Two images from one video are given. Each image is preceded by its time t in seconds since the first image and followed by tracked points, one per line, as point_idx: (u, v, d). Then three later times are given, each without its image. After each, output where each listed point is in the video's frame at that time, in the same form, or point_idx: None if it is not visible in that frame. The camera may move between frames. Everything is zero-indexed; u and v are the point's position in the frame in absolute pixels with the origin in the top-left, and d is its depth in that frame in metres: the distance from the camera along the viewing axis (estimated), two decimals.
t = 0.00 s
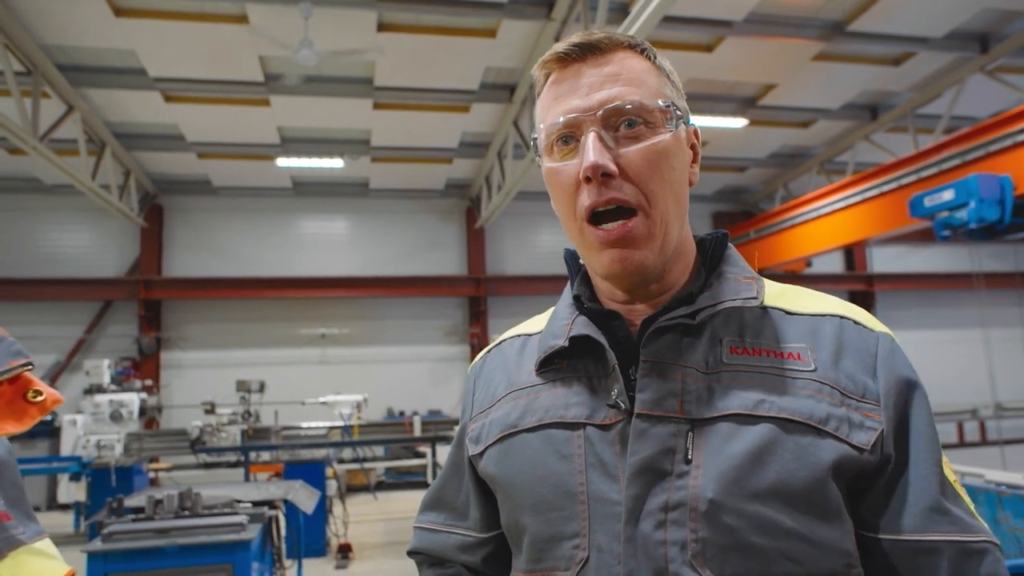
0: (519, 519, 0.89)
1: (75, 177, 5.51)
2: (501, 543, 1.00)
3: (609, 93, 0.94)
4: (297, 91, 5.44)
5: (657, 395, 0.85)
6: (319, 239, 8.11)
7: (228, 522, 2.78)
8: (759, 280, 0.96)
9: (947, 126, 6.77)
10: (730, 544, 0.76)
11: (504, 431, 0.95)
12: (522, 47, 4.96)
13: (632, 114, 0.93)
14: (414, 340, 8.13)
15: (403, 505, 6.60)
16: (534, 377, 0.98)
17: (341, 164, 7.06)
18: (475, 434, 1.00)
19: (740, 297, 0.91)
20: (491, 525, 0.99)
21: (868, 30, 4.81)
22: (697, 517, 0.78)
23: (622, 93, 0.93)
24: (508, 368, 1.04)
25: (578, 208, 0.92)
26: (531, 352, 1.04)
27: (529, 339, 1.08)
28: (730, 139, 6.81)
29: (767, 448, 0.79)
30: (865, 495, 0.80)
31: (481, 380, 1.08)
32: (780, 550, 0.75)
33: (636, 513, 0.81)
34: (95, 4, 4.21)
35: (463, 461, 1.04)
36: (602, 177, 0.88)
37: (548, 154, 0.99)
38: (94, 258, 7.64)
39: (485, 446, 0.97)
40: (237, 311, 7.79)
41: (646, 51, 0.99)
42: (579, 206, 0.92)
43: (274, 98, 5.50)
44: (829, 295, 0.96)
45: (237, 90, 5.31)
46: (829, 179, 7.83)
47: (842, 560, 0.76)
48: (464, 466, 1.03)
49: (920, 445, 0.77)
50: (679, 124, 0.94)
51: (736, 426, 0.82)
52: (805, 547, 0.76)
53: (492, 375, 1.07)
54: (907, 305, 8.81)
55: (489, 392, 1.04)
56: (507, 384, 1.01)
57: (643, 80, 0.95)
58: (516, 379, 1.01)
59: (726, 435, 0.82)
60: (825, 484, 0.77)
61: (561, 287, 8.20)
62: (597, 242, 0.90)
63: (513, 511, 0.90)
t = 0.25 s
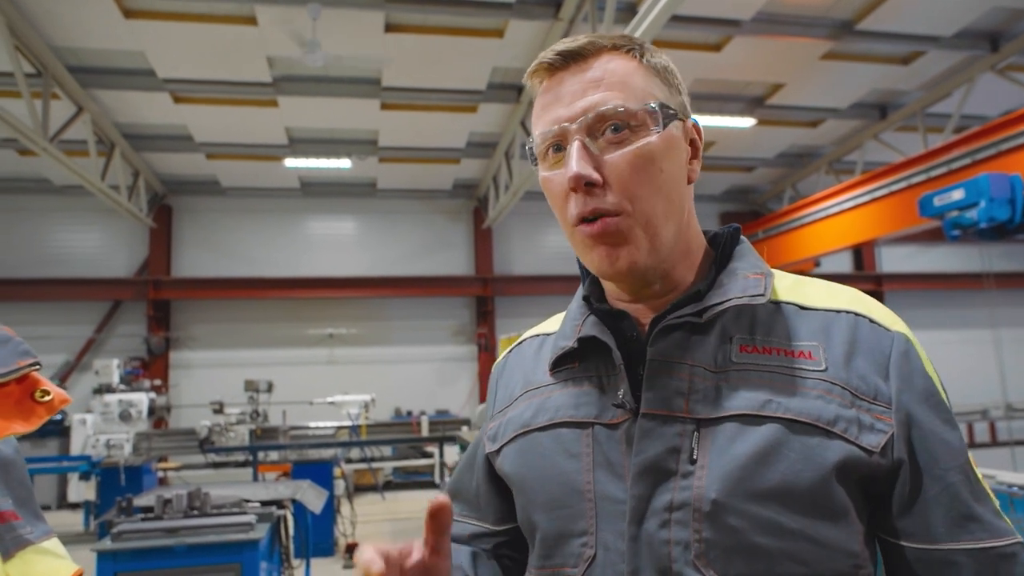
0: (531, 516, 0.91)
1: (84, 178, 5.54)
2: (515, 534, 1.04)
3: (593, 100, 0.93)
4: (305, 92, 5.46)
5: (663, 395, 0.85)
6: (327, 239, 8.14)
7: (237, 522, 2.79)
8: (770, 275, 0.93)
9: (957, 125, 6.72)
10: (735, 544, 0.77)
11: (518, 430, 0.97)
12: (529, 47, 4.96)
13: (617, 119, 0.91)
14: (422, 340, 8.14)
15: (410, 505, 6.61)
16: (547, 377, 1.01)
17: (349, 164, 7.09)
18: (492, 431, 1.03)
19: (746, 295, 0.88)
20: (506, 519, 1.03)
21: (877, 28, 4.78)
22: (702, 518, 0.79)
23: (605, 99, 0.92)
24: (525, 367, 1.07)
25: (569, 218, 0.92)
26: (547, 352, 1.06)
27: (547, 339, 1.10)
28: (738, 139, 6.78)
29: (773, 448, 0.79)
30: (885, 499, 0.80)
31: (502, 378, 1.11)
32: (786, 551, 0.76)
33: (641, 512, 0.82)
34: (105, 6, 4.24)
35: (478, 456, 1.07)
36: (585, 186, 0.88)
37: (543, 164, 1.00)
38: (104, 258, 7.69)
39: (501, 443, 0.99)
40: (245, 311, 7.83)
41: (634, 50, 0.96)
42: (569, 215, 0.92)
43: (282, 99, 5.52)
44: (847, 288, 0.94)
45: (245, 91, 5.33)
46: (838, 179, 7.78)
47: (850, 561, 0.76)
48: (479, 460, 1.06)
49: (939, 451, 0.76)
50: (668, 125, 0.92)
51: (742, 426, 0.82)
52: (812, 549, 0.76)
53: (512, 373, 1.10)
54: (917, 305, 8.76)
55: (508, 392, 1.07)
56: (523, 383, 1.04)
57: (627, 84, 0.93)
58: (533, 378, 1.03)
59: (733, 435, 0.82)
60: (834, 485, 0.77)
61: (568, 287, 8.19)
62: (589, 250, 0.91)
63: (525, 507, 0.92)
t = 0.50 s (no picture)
0: (545, 511, 0.92)
1: (90, 177, 5.56)
2: (532, 530, 1.05)
3: (599, 114, 0.89)
4: (310, 92, 5.46)
5: (675, 393, 0.85)
6: (332, 238, 8.15)
7: (243, 521, 2.79)
8: (784, 275, 0.93)
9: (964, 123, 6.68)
10: (748, 541, 0.77)
11: (532, 426, 0.98)
12: (534, 46, 4.96)
13: (621, 137, 0.88)
14: (427, 340, 8.15)
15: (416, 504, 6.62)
16: (562, 373, 1.01)
17: (354, 164, 7.09)
18: (507, 427, 1.03)
19: (761, 295, 0.89)
20: (522, 514, 1.04)
21: (884, 26, 4.76)
22: (714, 515, 0.79)
23: (610, 114, 0.88)
24: (540, 363, 1.07)
25: (573, 230, 0.92)
26: (561, 347, 1.06)
27: (561, 334, 1.10)
28: (744, 138, 6.76)
29: (786, 446, 0.79)
30: (896, 496, 0.80)
31: (518, 374, 1.11)
32: (796, 547, 0.76)
33: (653, 510, 0.82)
34: (111, 6, 4.25)
35: (495, 451, 1.09)
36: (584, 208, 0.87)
37: (553, 167, 0.98)
38: (109, 258, 7.72)
39: (516, 439, 1.00)
40: (251, 311, 7.84)
41: (649, 52, 0.89)
42: (574, 228, 0.92)
43: (287, 99, 5.53)
44: (860, 287, 0.93)
45: (251, 91, 5.35)
46: (843, 177, 7.75)
47: (863, 558, 0.76)
48: (495, 457, 1.07)
49: (952, 449, 0.76)
50: (675, 142, 0.87)
51: (756, 424, 0.82)
52: (824, 546, 0.76)
53: (526, 369, 1.10)
54: (923, 304, 8.72)
55: (524, 387, 1.07)
56: (538, 379, 1.04)
57: (635, 96, 0.88)
58: (547, 374, 1.03)
59: (745, 434, 0.82)
60: (846, 483, 0.76)
61: (573, 286, 8.19)
62: (592, 266, 0.91)
63: (539, 504, 0.93)
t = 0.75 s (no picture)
0: (558, 508, 0.94)
1: (93, 179, 5.57)
2: (536, 522, 1.06)
3: (627, 121, 0.88)
4: (313, 93, 5.47)
5: (692, 393, 0.87)
6: (334, 239, 8.16)
7: (246, 522, 2.80)
8: (801, 279, 0.96)
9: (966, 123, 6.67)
10: (762, 541, 0.81)
11: (546, 422, 0.99)
12: (535, 47, 4.96)
13: (648, 147, 0.88)
14: (429, 340, 8.15)
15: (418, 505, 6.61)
16: (576, 370, 1.02)
17: (356, 165, 7.10)
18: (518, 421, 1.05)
19: (781, 298, 0.92)
20: (529, 505, 1.05)
21: (886, 26, 4.75)
22: (729, 515, 0.82)
23: (639, 123, 0.88)
24: (552, 359, 1.08)
25: (592, 235, 0.92)
26: (575, 344, 1.08)
27: (573, 330, 1.11)
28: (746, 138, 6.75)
29: (802, 449, 0.83)
30: (906, 496, 0.83)
31: (528, 368, 1.12)
32: (810, 548, 0.80)
33: (670, 509, 0.84)
34: (113, 8, 4.26)
35: (502, 441, 1.09)
36: (607, 216, 0.87)
37: (573, 167, 0.97)
38: (111, 259, 7.73)
39: (528, 434, 1.01)
40: (253, 312, 7.85)
41: (681, 62, 0.88)
42: (593, 232, 0.92)
43: (290, 100, 5.54)
44: (873, 291, 0.97)
45: (253, 92, 5.35)
46: (846, 177, 7.74)
47: (875, 559, 0.80)
48: (504, 448, 1.08)
49: (963, 449, 0.79)
50: (702, 154, 0.88)
51: (771, 425, 0.85)
52: (837, 546, 0.80)
53: (537, 364, 1.11)
54: (926, 304, 8.71)
55: (534, 382, 1.08)
56: (551, 375, 1.05)
57: (665, 106, 0.87)
58: (560, 371, 1.05)
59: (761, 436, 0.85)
60: (860, 484, 0.80)
61: (576, 287, 8.19)
62: (610, 271, 0.91)
63: (552, 500, 0.95)
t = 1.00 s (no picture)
0: (586, 497, 0.97)
1: (110, 182, 5.63)
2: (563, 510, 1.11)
3: (672, 94, 0.87)
4: (326, 93, 5.49)
5: (722, 386, 0.90)
6: (349, 239, 8.20)
7: (264, 521, 2.81)
8: (835, 274, 0.96)
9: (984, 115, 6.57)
10: (790, 535, 0.83)
11: (574, 411, 1.03)
12: (547, 44, 4.94)
13: (691, 122, 0.86)
14: (444, 339, 8.17)
15: (435, 503, 6.63)
16: (604, 359, 1.05)
17: (370, 165, 7.12)
18: (544, 410, 1.08)
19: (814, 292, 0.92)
20: (555, 493, 1.11)
21: (901, 18, 4.69)
22: (758, 509, 0.85)
23: (684, 98, 0.86)
24: (580, 348, 1.11)
25: (626, 211, 0.90)
26: (603, 333, 1.10)
27: (601, 319, 1.14)
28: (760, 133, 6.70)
29: (834, 444, 0.84)
30: (938, 496, 0.84)
31: (555, 356, 1.15)
32: (840, 543, 0.82)
33: (699, 500, 0.88)
34: (128, 13, 4.30)
35: (529, 432, 1.15)
36: (646, 187, 0.85)
37: (611, 146, 0.96)
38: (129, 261, 7.82)
39: (555, 423, 1.05)
40: (270, 313, 7.90)
41: (729, 44, 0.88)
42: (628, 208, 0.89)
43: (303, 101, 5.56)
44: (910, 290, 0.97)
45: (267, 93, 5.39)
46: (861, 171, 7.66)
47: (906, 556, 0.81)
48: (532, 438, 1.13)
49: (997, 453, 0.79)
50: (745, 134, 0.86)
51: (802, 420, 0.87)
52: (868, 542, 0.81)
53: (564, 353, 1.14)
54: (945, 298, 8.61)
55: (562, 370, 1.11)
56: (579, 364, 1.08)
57: (711, 84, 0.86)
58: (588, 360, 1.07)
59: (792, 431, 0.86)
60: (891, 482, 0.81)
61: (590, 284, 8.17)
62: (643, 247, 0.89)
63: (580, 489, 0.98)
